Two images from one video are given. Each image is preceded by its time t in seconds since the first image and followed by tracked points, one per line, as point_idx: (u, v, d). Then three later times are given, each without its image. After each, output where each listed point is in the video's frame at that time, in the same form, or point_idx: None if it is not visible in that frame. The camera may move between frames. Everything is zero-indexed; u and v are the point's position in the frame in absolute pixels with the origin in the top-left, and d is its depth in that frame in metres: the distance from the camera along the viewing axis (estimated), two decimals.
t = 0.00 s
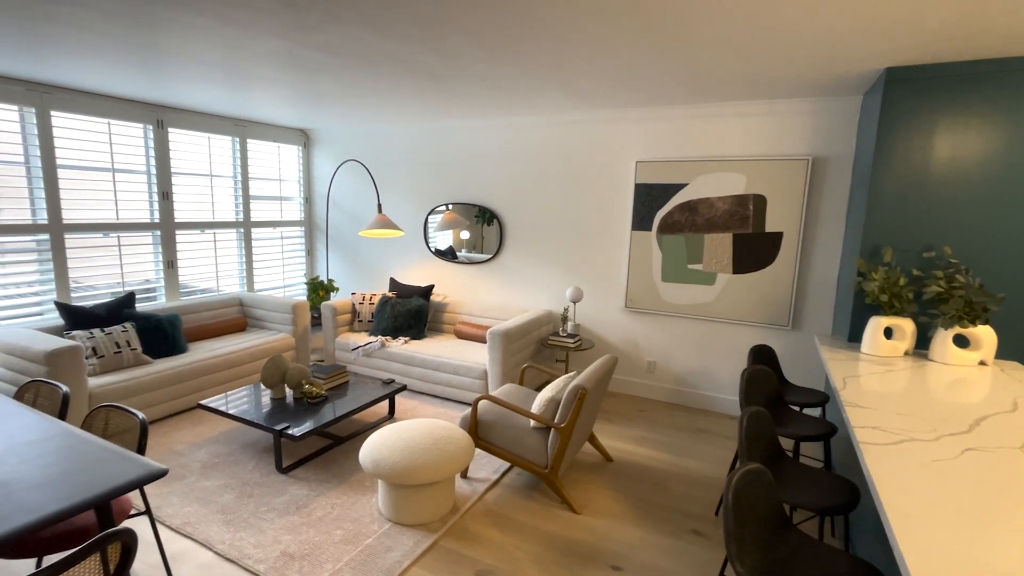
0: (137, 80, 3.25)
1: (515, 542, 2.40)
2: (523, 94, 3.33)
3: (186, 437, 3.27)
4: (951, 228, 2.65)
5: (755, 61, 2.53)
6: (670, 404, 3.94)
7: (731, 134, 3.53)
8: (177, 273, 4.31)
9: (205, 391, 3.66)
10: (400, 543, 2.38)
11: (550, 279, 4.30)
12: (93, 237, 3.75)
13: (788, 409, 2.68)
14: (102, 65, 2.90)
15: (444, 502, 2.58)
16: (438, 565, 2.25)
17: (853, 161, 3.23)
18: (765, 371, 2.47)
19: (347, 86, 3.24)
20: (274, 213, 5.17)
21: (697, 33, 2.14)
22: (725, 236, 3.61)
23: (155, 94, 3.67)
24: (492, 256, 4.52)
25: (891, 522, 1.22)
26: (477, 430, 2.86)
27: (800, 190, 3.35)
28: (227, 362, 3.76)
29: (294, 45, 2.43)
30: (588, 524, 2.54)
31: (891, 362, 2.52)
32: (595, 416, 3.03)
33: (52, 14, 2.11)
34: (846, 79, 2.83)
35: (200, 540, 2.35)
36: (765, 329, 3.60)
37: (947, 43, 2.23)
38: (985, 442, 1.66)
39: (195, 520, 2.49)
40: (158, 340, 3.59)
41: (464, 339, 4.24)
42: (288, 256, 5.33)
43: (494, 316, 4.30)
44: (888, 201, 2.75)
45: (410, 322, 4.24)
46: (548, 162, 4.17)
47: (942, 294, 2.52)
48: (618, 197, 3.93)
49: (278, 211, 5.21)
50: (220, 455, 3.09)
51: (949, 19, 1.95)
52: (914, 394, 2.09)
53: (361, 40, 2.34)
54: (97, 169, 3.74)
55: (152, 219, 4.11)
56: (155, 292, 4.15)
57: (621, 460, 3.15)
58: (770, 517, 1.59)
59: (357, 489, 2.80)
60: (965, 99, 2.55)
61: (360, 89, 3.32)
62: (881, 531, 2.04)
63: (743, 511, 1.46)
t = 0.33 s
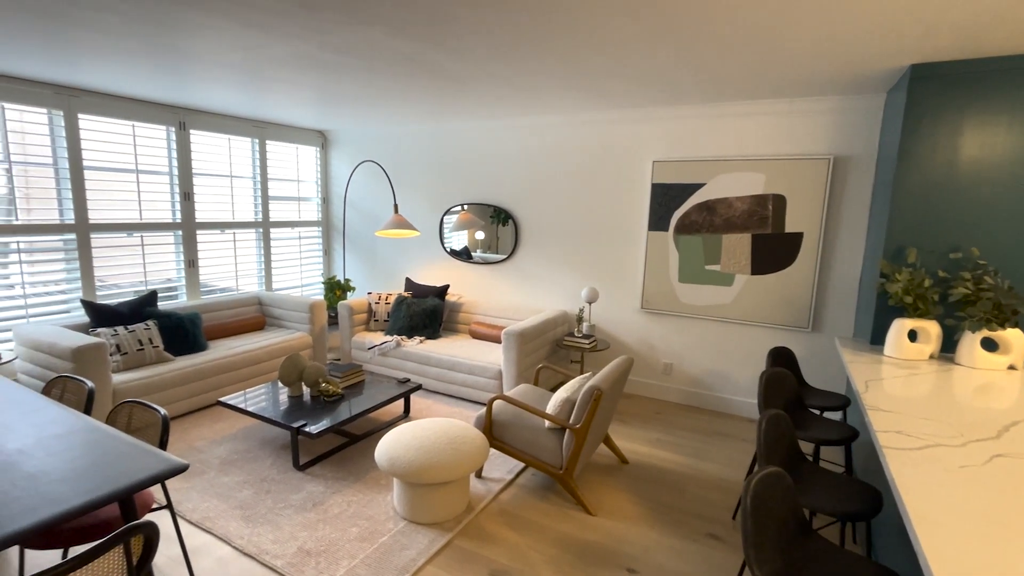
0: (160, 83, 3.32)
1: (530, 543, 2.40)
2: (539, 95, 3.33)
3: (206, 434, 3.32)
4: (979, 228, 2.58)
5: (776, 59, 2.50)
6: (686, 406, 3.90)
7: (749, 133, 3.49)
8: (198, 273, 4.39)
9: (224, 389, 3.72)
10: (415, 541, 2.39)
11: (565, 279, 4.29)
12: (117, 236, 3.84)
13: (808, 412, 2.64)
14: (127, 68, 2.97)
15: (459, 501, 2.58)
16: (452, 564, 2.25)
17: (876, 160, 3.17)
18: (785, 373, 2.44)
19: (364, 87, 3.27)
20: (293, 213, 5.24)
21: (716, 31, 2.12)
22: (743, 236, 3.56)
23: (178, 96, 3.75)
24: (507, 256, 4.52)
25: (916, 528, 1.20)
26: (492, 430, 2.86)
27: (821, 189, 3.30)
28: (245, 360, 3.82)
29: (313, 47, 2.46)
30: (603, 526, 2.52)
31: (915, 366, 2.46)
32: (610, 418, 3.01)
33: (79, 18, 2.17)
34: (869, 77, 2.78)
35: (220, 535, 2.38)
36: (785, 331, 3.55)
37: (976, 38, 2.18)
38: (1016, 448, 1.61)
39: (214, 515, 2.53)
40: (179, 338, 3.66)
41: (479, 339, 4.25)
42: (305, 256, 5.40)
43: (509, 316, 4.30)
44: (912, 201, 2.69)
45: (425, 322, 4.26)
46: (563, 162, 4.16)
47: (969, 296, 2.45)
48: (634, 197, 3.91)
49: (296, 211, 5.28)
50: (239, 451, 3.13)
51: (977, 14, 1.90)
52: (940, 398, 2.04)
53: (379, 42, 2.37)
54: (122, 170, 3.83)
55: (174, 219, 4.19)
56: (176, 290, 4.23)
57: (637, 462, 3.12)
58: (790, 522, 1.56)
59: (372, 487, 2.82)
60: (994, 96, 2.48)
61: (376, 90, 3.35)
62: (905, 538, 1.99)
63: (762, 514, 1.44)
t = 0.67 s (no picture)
0: (184, 86, 3.39)
1: (545, 544, 2.39)
2: (556, 95, 3.32)
3: (227, 430, 3.38)
4: (1010, 229, 2.50)
5: (798, 57, 2.46)
6: (704, 409, 3.86)
7: (770, 133, 3.44)
8: (220, 272, 4.48)
9: (245, 386, 3.78)
10: (431, 540, 2.40)
11: (582, 280, 4.28)
12: (143, 236, 3.93)
13: (830, 416, 2.59)
14: (152, 72, 3.04)
15: (474, 501, 2.59)
16: (468, 564, 2.26)
17: (902, 159, 3.10)
18: (806, 376, 2.40)
19: (382, 89, 3.31)
20: (312, 214, 5.31)
21: (736, 30, 2.09)
22: (763, 237, 3.51)
23: (201, 99, 3.82)
24: (524, 257, 4.53)
25: (942, 537, 1.17)
26: (508, 431, 2.86)
27: (844, 190, 3.24)
28: (265, 358, 3.88)
29: (333, 50, 2.49)
30: (619, 528, 2.51)
31: (942, 370, 2.40)
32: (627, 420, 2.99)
33: (105, 23, 2.22)
34: (896, 74, 2.71)
35: (240, 530, 2.43)
36: (806, 334, 3.49)
37: (1008, 34, 2.11)
38: None
39: (235, 510, 2.57)
40: (202, 336, 3.74)
41: (495, 340, 4.25)
42: (324, 256, 5.47)
43: (525, 317, 4.30)
44: (940, 201, 2.62)
45: (442, 322, 4.28)
46: (580, 162, 4.15)
47: (999, 299, 2.38)
48: (652, 197, 3.88)
49: (315, 212, 5.35)
50: (259, 448, 3.19)
51: (1008, 9, 1.85)
52: (969, 404, 1.99)
53: (398, 45, 2.39)
54: (148, 172, 3.92)
55: (197, 219, 4.27)
56: (199, 289, 4.32)
57: (654, 465, 3.10)
58: (812, 529, 1.54)
59: (389, 486, 2.85)
60: None
61: (393, 91, 3.38)
62: (932, 546, 1.94)
63: (783, 519, 1.42)
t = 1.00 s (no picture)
0: (209, 89, 3.46)
1: (562, 546, 2.38)
2: (575, 95, 3.31)
3: (249, 427, 3.44)
4: None
5: (822, 55, 2.41)
6: (724, 412, 3.80)
7: (794, 132, 3.38)
8: (243, 271, 4.56)
9: (267, 384, 3.85)
10: (448, 539, 2.41)
11: (600, 281, 4.26)
12: (169, 237, 4.03)
13: (856, 422, 2.53)
14: (179, 75, 3.10)
15: (492, 502, 2.59)
16: (484, 564, 2.26)
17: (932, 159, 3.01)
18: (831, 381, 2.34)
19: (402, 91, 3.33)
20: (332, 214, 5.38)
21: (759, 28, 2.06)
22: (787, 238, 3.44)
23: (225, 102, 3.90)
24: (542, 257, 4.52)
25: (975, 547, 1.13)
26: (526, 432, 2.86)
27: (871, 190, 3.16)
28: (286, 356, 3.94)
29: (354, 52, 2.52)
30: (637, 532, 2.48)
31: (975, 376, 2.32)
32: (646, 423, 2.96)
33: (136, 29, 2.28)
34: (926, 71, 2.64)
35: (261, 526, 2.47)
36: (830, 337, 3.41)
37: None
38: None
39: (256, 506, 2.62)
40: (225, 334, 3.81)
41: (513, 340, 4.25)
42: (344, 256, 5.53)
43: (543, 318, 4.29)
44: (972, 201, 2.55)
45: (459, 322, 4.29)
46: (599, 163, 4.13)
47: None
48: (672, 198, 3.84)
49: (336, 213, 5.42)
50: (280, 445, 3.23)
51: None
52: (1004, 411, 1.92)
53: (419, 46, 2.40)
54: (174, 173, 4.02)
55: (221, 219, 4.36)
56: (223, 288, 4.41)
57: (673, 469, 3.06)
58: (837, 536, 1.50)
59: (407, 485, 2.86)
60: None
61: (414, 93, 3.40)
62: (963, 558, 1.88)
63: (806, 526, 1.39)
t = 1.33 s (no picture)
0: (235, 92, 3.52)
1: (581, 548, 2.37)
2: (596, 95, 3.29)
3: (271, 424, 3.50)
4: None
5: (851, 52, 2.35)
6: (747, 417, 3.74)
7: (821, 131, 3.31)
8: (266, 271, 4.65)
9: (289, 382, 3.91)
10: (467, 539, 2.41)
11: (620, 282, 4.22)
12: (196, 237, 4.12)
13: (884, 428, 2.46)
14: (206, 79, 3.17)
15: (510, 502, 2.59)
16: (503, 565, 2.26)
17: (967, 157, 2.92)
18: (858, 386, 2.28)
19: (423, 92, 3.35)
20: (354, 215, 5.44)
21: (784, 25, 2.02)
22: (812, 239, 3.37)
23: (250, 104, 3.97)
24: (561, 258, 4.50)
25: (1013, 559, 1.09)
26: (544, 433, 2.84)
27: (901, 190, 3.08)
28: (307, 354, 3.99)
29: (378, 54, 2.54)
30: (657, 536, 2.45)
31: (1012, 383, 2.24)
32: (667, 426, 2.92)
33: (169, 34, 2.34)
34: (961, 67, 2.56)
35: (283, 521, 2.50)
36: (857, 341, 3.33)
37: None
38: None
39: (278, 502, 2.66)
40: (249, 332, 3.88)
41: (531, 341, 4.25)
42: (365, 256, 5.60)
43: (562, 319, 4.27)
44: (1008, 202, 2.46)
45: (479, 322, 4.30)
46: (620, 163, 4.10)
47: None
48: (694, 198, 3.79)
49: (357, 213, 5.48)
50: (301, 443, 3.28)
51: None
52: None
53: (441, 47, 2.41)
54: (201, 175, 4.11)
55: (246, 220, 4.45)
56: (247, 287, 4.49)
57: (694, 473, 3.02)
58: (865, 545, 1.46)
59: (426, 484, 2.88)
60: None
61: (435, 95, 3.42)
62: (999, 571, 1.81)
63: (834, 534, 1.36)
